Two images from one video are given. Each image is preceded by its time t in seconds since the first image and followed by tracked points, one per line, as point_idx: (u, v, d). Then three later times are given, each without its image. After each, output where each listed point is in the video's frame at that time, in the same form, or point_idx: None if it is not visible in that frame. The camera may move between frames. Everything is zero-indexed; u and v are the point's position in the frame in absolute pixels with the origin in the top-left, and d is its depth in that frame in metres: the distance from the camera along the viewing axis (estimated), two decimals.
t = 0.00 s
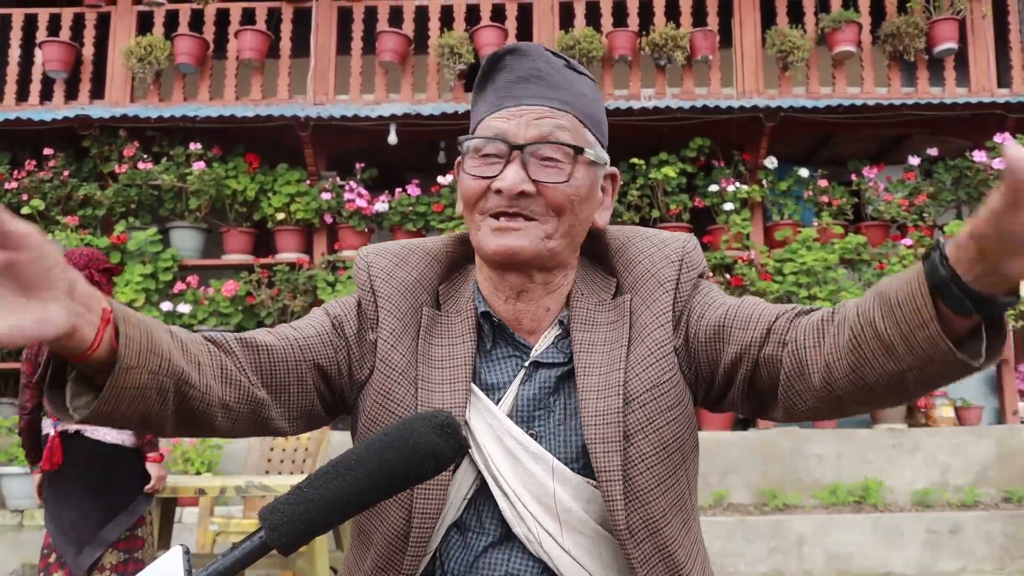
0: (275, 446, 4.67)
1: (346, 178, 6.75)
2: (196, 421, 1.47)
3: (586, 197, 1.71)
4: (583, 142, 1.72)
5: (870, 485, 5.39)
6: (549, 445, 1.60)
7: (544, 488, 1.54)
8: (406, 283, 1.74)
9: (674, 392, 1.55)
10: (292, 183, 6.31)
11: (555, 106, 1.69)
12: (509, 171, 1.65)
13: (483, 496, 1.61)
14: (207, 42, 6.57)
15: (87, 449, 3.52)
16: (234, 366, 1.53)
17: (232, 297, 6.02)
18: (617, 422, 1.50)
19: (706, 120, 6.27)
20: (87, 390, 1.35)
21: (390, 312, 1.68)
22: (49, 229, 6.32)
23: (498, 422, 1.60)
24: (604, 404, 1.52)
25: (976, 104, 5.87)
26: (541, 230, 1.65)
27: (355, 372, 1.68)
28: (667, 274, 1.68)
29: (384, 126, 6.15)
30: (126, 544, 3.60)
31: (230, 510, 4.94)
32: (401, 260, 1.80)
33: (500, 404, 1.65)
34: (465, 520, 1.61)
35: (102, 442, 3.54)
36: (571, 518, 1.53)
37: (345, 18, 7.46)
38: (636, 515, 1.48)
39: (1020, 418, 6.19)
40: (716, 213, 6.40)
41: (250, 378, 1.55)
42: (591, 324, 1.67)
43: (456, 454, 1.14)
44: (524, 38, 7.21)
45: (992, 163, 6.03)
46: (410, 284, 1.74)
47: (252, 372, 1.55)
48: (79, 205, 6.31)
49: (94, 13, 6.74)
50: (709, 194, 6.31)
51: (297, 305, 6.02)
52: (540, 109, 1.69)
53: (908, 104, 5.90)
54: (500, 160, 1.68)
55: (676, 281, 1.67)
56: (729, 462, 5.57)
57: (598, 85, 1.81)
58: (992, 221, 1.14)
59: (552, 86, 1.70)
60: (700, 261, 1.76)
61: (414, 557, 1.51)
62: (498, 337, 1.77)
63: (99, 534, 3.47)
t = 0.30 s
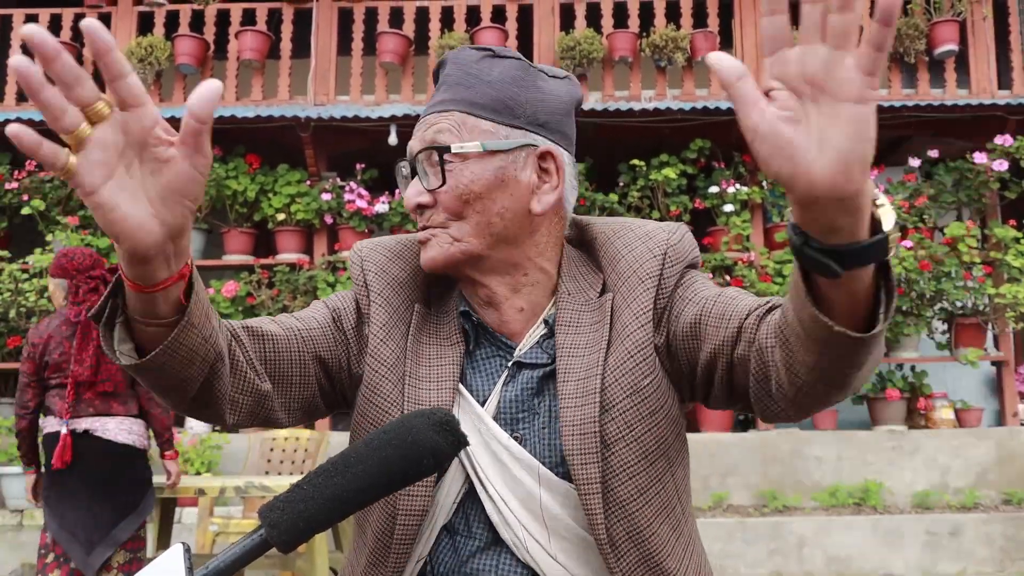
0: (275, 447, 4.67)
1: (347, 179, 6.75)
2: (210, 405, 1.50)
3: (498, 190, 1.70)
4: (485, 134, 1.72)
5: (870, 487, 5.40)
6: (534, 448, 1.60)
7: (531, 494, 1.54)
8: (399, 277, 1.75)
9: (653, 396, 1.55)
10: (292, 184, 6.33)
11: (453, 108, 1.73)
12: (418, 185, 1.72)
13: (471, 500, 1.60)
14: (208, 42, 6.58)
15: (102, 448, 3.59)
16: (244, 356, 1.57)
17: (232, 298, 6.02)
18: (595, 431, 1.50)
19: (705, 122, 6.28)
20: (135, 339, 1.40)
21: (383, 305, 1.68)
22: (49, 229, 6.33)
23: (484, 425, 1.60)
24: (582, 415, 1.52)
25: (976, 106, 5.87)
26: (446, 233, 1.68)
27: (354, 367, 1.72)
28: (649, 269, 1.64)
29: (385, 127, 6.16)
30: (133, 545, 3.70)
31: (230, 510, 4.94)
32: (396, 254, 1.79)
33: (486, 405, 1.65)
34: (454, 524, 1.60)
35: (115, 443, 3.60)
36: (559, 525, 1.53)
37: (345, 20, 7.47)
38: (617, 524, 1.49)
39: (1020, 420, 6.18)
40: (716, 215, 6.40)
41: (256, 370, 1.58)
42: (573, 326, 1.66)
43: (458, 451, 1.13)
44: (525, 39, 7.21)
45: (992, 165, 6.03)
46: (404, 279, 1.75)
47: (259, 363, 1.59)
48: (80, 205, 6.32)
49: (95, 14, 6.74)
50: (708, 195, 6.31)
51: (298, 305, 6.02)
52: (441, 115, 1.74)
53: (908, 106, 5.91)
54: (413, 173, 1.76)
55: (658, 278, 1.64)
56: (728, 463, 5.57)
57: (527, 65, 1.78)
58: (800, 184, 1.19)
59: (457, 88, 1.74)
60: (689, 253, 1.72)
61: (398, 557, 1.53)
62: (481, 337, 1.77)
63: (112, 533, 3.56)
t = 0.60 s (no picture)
0: (275, 446, 4.67)
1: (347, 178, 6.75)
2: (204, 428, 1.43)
3: (472, 193, 1.65)
4: (457, 135, 1.68)
5: (869, 487, 5.40)
6: (519, 456, 1.57)
7: (518, 504, 1.52)
8: (378, 277, 1.71)
9: (625, 405, 1.49)
10: (292, 183, 6.32)
11: (422, 108, 1.69)
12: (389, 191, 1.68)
13: (459, 507, 1.59)
14: (208, 42, 6.57)
15: (107, 447, 3.61)
16: (234, 372, 1.51)
17: (232, 297, 6.02)
18: (567, 446, 1.46)
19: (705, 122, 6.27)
20: (124, 377, 1.35)
21: (364, 306, 1.65)
22: (49, 228, 6.32)
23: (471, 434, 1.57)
24: (554, 428, 1.47)
25: (977, 106, 5.87)
26: (422, 237, 1.63)
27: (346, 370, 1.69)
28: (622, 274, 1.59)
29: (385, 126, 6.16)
30: (134, 545, 3.72)
31: (230, 510, 4.95)
32: (377, 254, 1.75)
33: (471, 410, 1.62)
34: (442, 531, 1.59)
35: (118, 445, 3.59)
36: (547, 535, 1.52)
37: (346, 19, 7.46)
38: (593, 540, 1.46)
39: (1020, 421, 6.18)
40: (716, 215, 6.39)
41: (247, 384, 1.53)
42: (550, 331, 1.62)
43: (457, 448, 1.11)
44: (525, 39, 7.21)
45: (992, 165, 6.02)
46: (385, 278, 1.72)
47: (251, 376, 1.55)
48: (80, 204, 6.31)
49: (94, 13, 6.73)
50: (709, 195, 6.31)
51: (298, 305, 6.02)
52: (410, 116, 1.70)
53: (908, 106, 5.90)
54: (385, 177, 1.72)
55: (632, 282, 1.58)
56: (728, 464, 5.56)
57: (498, 57, 1.74)
58: (637, 286, 1.16)
59: (426, 86, 1.70)
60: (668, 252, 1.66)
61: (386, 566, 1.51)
62: (464, 339, 1.74)
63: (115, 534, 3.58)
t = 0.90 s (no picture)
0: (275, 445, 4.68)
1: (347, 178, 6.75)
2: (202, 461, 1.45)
3: (452, 197, 1.67)
4: (434, 138, 1.68)
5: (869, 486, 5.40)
6: (509, 464, 1.60)
7: (510, 511, 1.54)
8: (363, 285, 1.72)
9: (613, 421, 1.51)
10: (292, 182, 6.33)
11: (399, 108, 1.69)
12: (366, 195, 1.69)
13: (450, 516, 1.61)
14: (208, 41, 6.57)
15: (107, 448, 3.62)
16: (227, 391, 1.52)
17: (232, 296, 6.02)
18: (556, 461, 1.48)
19: (705, 121, 6.27)
20: (114, 427, 1.33)
21: (350, 314, 1.67)
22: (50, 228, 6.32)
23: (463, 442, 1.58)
24: (543, 442, 1.49)
25: (978, 105, 5.86)
26: (403, 243, 1.66)
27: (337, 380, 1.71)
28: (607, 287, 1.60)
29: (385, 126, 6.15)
30: (135, 543, 3.65)
31: (230, 509, 4.95)
32: (360, 263, 1.76)
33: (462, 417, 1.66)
34: (434, 539, 1.61)
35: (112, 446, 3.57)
36: (539, 543, 1.54)
37: (346, 18, 7.46)
38: (582, 552, 1.49)
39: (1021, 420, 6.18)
40: (716, 214, 6.40)
41: (241, 401, 1.55)
42: (538, 340, 1.65)
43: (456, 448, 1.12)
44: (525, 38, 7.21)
45: (993, 164, 6.02)
46: (369, 285, 1.74)
47: (244, 392, 1.55)
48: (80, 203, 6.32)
49: (95, 13, 6.73)
50: (709, 195, 6.31)
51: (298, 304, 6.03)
52: (387, 117, 1.70)
53: (909, 105, 5.88)
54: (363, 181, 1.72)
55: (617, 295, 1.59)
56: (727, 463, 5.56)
57: (477, 52, 1.74)
58: (625, 373, 1.19)
59: (402, 85, 1.70)
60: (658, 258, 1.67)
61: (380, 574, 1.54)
62: (452, 343, 1.76)
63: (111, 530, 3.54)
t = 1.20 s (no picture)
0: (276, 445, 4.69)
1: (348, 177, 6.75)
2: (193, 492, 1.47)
3: (447, 204, 1.68)
4: (426, 143, 1.67)
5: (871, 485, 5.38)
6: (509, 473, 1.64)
7: (509, 520, 1.58)
8: (359, 292, 1.74)
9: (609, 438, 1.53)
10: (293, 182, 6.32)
11: (390, 113, 1.67)
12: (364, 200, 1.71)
13: (449, 522, 1.64)
14: (209, 41, 6.57)
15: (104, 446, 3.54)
16: (224, 409, 1.54)
17: (233, 296, 6.04)
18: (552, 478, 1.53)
19: (706, 121, 6.27)
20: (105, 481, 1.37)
21: (347, 322, 1.69)
22: (51, 228, 6.33)
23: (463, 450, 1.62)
24: (539, 456, 1.53)
25: (979, 104, 5.85)
26: (397, 253, 1.68)
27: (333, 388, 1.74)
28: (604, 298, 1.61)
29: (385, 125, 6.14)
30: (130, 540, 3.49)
31: (230, 509, 4.94)
32: (353, 271, 1.77)
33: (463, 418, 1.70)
34: (433, 546, 1.64)
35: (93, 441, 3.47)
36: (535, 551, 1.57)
37: (346, 17, 7.46)
38: (572, 565, 1.55)
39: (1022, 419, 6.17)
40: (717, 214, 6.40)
41: (240, 417, 1.57)
42: (536, 348, 1.68)
43: (457, 448, 1.11)
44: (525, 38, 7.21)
45: (994, 163, 6.02)
46: (365, 293, 1.76)
47: (242, 409, 1.58)
48: (81, 204, 6.32)
49: (96, 13, 6.73)
50: (709, 194, 6.31)
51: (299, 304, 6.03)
52: (377, 121, 1.68)
53: (911, 104, 5.85)
54: (357, 186, 1.74)
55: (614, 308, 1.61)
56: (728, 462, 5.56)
57: (470, 51, 1.71)
58: (660, 497, 1.27)
59: (393, 88, 1.67)
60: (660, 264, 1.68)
61: None
62: (451, 348, 1.81)
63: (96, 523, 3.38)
